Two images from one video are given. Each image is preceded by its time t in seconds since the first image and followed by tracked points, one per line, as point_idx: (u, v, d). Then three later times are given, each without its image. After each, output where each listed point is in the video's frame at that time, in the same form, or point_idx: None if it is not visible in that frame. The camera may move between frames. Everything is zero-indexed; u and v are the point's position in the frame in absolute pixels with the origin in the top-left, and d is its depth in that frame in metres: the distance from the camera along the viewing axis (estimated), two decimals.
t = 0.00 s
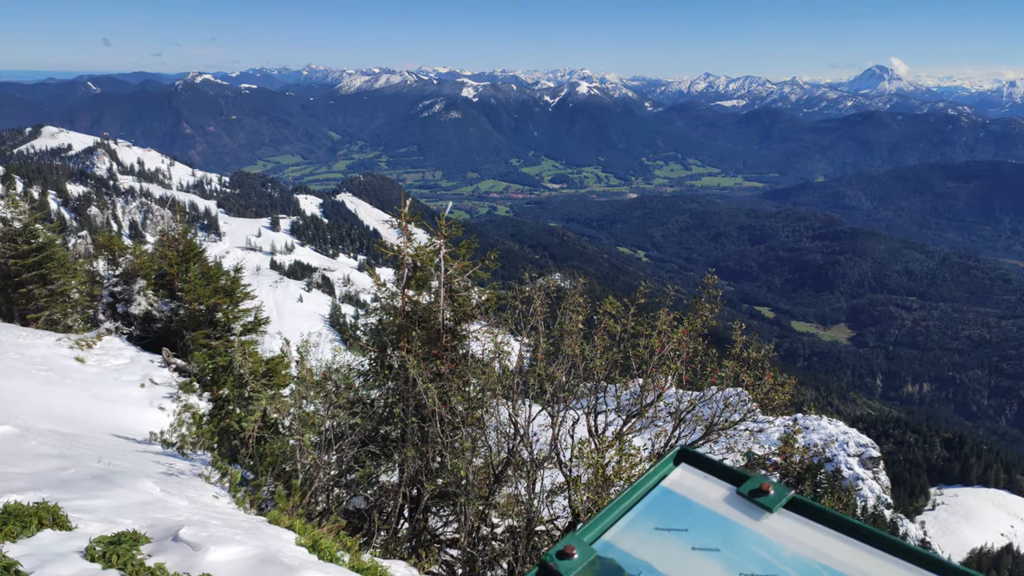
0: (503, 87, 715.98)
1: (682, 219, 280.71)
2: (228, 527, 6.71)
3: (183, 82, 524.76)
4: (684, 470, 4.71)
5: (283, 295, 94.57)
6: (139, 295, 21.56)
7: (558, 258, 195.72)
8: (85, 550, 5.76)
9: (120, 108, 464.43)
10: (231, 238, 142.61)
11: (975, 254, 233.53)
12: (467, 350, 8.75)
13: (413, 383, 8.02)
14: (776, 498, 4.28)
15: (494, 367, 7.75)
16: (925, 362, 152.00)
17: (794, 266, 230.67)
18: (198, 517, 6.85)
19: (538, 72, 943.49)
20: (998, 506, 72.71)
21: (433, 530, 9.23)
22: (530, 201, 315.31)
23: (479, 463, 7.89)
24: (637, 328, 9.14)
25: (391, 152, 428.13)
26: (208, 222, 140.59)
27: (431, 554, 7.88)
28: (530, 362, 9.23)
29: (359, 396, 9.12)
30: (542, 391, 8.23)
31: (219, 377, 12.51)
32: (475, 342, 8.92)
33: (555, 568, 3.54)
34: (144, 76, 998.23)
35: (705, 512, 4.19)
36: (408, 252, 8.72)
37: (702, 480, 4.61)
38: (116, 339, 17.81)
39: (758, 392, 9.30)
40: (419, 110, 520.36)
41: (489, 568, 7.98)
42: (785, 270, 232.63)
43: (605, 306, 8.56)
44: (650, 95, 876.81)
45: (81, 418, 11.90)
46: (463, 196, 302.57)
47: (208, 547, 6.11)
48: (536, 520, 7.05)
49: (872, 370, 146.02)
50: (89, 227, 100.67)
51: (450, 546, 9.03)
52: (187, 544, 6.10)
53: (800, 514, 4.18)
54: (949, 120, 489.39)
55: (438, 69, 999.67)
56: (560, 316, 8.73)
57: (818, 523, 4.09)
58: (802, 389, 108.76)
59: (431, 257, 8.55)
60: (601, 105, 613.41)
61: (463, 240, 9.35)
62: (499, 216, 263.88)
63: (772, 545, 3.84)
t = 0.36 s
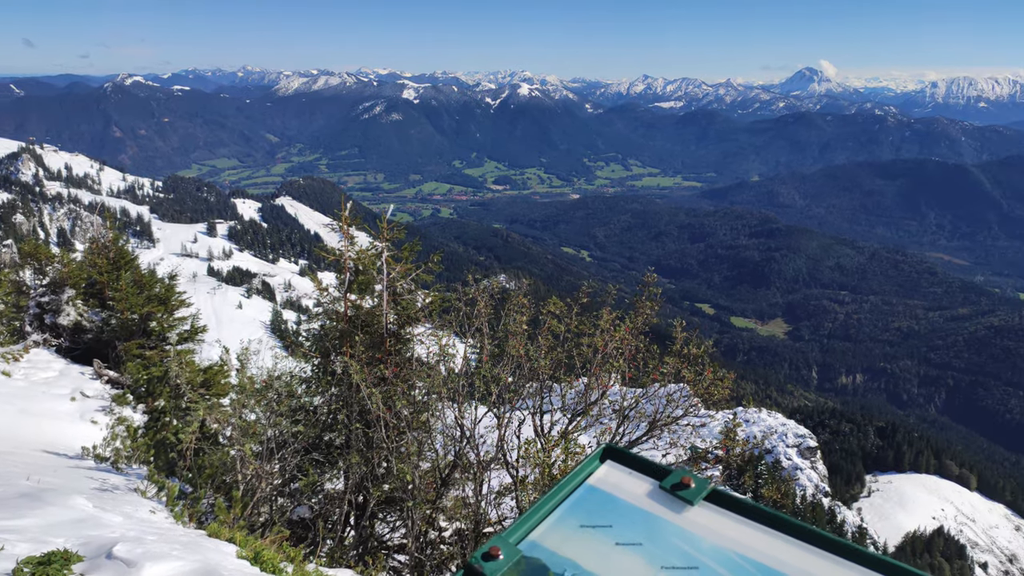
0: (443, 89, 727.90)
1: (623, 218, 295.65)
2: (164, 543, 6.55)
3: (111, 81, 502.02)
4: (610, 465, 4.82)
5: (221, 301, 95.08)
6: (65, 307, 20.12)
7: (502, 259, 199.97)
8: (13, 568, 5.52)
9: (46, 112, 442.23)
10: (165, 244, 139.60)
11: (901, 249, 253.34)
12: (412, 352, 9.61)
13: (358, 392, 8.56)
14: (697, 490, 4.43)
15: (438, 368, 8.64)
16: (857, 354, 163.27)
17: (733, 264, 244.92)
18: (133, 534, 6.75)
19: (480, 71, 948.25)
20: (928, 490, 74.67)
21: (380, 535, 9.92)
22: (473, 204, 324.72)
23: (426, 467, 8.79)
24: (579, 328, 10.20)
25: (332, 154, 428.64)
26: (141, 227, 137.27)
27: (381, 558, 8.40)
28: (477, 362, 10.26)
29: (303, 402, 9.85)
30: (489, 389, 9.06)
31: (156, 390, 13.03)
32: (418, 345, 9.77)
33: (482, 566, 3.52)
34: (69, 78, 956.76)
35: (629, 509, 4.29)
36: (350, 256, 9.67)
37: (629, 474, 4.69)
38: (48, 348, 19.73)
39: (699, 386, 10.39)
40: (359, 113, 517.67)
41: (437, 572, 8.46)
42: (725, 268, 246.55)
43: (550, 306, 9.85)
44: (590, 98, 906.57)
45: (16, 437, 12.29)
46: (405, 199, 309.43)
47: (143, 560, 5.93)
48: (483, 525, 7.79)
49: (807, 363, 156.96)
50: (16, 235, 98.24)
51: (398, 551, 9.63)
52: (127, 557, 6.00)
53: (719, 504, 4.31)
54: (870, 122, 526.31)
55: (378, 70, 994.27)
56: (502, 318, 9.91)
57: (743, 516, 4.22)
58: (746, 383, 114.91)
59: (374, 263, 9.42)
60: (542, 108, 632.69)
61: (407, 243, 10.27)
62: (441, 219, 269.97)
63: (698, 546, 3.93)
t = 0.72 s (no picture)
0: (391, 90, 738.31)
1: (573, 218, 311.84)
2: (96, 557, 6.40)
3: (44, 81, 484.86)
4: (546, 466, 5.16)
5: (165, 306, 96.48)
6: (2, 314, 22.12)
7: (454, 259, 206.66)
8: None
9: None
10: (104, 249, 137.76)
11: (842, 247, 272.37)
12: (361, 356, 10.82)
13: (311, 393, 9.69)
14: (633, 488, 4.80)
15: (389, 372, 10.00)
16: (802, 349, 176.91)
17: (681, 261, 260.61)
18: (69, 549, 6.67)
19: (431, 72, 956.94)
20: (871, 479, 79.13)
21: (332, 540, 11.00)
22: (422, 206, 334.30)
23: (378, 474, 10.26)
24: (532, 326, 12.15)
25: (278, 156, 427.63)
26: (79, 233, 134.48)
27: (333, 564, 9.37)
28: (427, 364, 11.80)
29: (249, 410, 10.80)
30: (436, 390, 10.78)
31: (96, 398, 14.23)
32: (371, 347, 11.01)
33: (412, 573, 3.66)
34: None
35: (566, 508, 4.59)
36: (296, 258, 10.58)
37: (562, 472, 5.08)
38: None
39: (649, 381, 12.03)
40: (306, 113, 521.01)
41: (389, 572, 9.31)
42: (673, 267, 260.24)
43: (501, 306, 11.58)
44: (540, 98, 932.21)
45: None
46: (354, 200, 316.71)
47: None
48: (434, 524, 9.21)
49: (753, 358, 168.93)
50: None
51: (349, 560, 10.38)
52: None
53: (653, 503, 4.71)
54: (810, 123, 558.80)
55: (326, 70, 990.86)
56: (454, 318, 11.69)
57: (686, 515, 4.58)
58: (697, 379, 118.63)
59: (319, 262, 10.45)
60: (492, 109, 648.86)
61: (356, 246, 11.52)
62: (391, 221, 277.99)
63: (632, 542, 4.23)
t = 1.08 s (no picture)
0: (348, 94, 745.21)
1: (533, 221, 328.33)
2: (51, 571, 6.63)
3: None
4: (494, 470, 6.35)
5: (117, 313, 97.88)
6: None
7: (415, 263, 220.81)
8: None
9: None
10: (53, 254, 133.74)
11: (797, 249, 288.57)
12: (320, 359, 11.90)
13: (264, 400, 10.78)
14: (574, 491, 5.95)
15: (348, 379, 11.16)
16: (759, 350, 192.79)
17: (640, 264, 273.20)
18: (23, 562, 6.85)
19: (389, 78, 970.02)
20: (826, 475, 81.58)
21: (292, 549, 12.16)
22: (382, 209, 342.55)
23: (338, 479, 11.50)
24: (491, 330, 14.20)
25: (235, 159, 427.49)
26: (27, 237, 130.34)
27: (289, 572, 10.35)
28: (389, 367, 13.23)
29: (206, 416, 11.66)
30: (396, 395, 12.42)
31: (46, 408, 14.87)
32: (329, 353, 12.32)
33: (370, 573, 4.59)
34: None
35: (512, 513, 5.65)
36: (255, 263, 11.31)
37: (512, 477, 6.23)
38: None
39: (608, 383, 13.76)
40: (263, 115, 524.38)
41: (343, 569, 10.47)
42: (633, 269, 272.06)
43: (461, 311, 13.15)
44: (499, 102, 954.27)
45: None
46: (313, 204, 323.49)
47: None
48: (393, 519, 10.82)
49: (711, 359, 184.28)
50: None
51: (308, 565, 11.60)
52: None
53: (598, 504, 5.78)
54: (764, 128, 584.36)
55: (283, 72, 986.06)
56: (417, 321, 13.21)
57: (620, 515, 5.64)
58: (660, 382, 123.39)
59: (278, 270, 11.23)
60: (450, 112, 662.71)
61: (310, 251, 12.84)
62: (350, 223, 283.40)
63: (568, 542, 5.27)
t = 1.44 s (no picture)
0: (309, 91, 743.27)
1: (499, 219, 336.93)
2: None
3: None
4: (446, 471, 6.98)
5: (73, 317, 95.92)
6: None
7: (379, 261, 226.63)
8: None
9: None
10: (3, 256, 129.30)
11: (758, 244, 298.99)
12: (282, 359, 12.79)
13: (223, 403, 11.54)
14: (530, 490, 6.50)
15: (310, 379, 12.01)
16: (722, 344, 196.75)
17: (605, 261, 279.49)
18: None
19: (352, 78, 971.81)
20: (786, 467, 84.28)
21: (255, 554, 12.84)
22: (345, 208, 346.68)
23: (302, 480, 12.39)
24: (457, 331, 15.97)
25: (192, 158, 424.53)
26: None
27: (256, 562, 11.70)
28: (352, 368, 14.36)
29: (167, 419, 12.44)
30: (360, 393, 13.63)
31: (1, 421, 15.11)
32: (291, 354, 13.28)
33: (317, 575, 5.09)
34: None
35: (465, 512, 6.21)
36: (215, 263, 11.95)
37: (464, 478, 6.83)
38: None
39: (575, 379, 15.21)
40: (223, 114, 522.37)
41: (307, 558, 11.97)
42: (597, 266, 278.58)
43: (426, 309, 14.60)
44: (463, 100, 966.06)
45: None
46: (276, 203, 327.24)
47: None
48: (358, 517, 12.10)
49: (676, 354, 186.96)
50: None
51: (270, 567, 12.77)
52: None
53: (558, 504, 6.30)
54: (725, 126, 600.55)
55: (242, 71, 977.70)
56: (380, 320, 14.41)
57: (562, 508, 6.28)
58: (627, 378, 125.64)
59: (239, 269, 11.84)
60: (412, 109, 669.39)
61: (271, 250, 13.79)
62: (313, 223, 286.87)
63: (521, 534, 5.84)
